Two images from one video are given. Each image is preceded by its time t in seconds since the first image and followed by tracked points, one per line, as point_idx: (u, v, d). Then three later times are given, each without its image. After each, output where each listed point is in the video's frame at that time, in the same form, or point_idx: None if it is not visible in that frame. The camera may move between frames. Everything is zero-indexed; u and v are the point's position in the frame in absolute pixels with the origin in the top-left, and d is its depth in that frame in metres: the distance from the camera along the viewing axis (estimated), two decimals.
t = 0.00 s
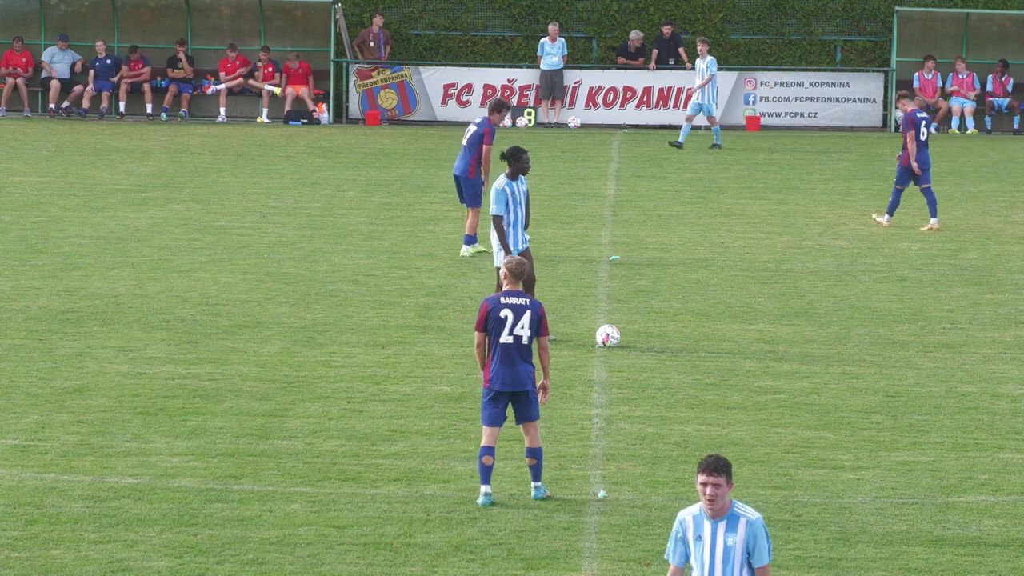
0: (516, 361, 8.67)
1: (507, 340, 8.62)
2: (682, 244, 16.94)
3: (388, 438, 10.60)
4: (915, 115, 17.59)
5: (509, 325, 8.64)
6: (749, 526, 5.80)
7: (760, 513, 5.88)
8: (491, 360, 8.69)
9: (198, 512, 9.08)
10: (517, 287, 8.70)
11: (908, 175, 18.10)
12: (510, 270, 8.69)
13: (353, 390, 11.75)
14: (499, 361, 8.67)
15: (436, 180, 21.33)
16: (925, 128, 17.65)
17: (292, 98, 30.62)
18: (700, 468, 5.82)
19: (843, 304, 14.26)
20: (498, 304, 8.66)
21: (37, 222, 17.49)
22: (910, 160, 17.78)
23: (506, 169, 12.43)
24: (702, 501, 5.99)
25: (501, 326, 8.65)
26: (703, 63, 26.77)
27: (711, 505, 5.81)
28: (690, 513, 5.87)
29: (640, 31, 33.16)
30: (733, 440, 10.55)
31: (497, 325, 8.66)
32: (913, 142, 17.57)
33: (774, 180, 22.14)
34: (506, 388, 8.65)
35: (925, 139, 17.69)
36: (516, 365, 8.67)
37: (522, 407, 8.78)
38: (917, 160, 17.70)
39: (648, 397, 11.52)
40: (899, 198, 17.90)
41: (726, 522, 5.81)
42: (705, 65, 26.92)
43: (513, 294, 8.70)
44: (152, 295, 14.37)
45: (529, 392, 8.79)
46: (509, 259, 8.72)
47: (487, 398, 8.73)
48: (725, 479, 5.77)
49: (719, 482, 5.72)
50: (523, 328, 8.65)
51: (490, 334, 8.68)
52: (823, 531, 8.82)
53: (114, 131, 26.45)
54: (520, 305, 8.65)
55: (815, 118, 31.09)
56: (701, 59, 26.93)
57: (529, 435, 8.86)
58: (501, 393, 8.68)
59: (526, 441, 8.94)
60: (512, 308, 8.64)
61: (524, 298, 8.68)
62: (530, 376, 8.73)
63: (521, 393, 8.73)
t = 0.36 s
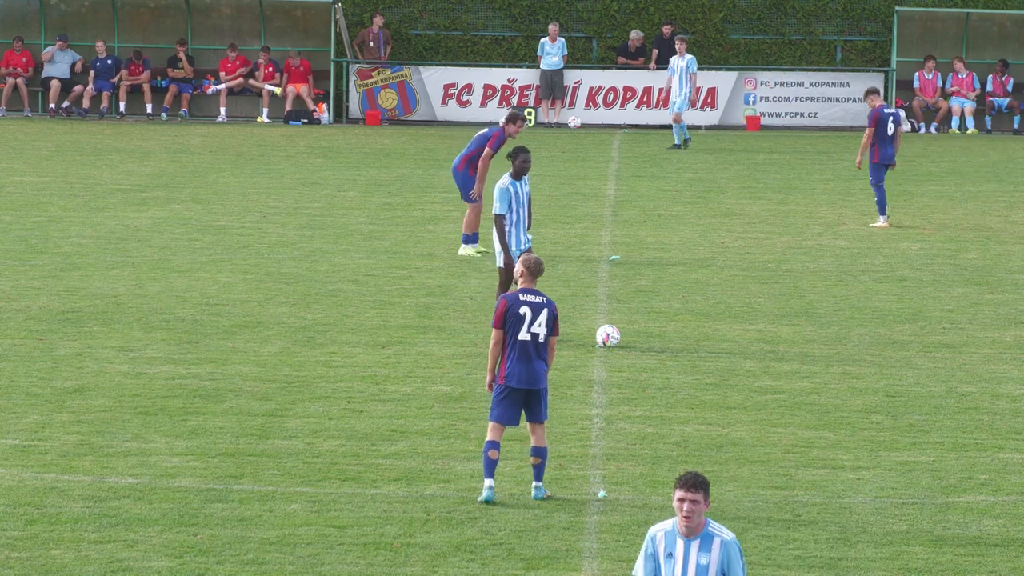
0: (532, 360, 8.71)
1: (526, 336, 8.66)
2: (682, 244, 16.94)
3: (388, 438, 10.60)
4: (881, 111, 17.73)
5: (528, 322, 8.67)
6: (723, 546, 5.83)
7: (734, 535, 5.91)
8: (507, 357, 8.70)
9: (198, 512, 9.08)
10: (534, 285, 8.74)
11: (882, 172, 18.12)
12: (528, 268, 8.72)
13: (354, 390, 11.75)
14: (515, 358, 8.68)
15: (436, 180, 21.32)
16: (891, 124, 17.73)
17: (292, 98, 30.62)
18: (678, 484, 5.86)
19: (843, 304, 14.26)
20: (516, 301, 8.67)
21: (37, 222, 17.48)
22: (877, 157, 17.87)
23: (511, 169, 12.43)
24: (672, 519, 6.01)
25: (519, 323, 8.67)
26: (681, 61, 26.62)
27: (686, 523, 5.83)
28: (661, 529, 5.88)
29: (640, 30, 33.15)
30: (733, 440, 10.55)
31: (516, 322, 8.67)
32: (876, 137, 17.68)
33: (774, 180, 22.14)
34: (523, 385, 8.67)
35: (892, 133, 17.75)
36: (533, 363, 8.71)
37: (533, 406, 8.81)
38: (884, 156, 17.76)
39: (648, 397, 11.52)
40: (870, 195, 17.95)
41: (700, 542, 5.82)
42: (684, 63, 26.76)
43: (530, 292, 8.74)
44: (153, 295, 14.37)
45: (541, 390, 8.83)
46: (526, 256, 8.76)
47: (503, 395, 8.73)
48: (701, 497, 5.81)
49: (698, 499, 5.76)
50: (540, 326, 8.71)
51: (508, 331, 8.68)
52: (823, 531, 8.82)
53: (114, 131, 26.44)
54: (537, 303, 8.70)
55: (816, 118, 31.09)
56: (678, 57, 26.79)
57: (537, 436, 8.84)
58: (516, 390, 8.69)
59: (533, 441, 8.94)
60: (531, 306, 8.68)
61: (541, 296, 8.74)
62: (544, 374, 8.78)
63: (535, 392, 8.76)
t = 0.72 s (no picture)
0: (532, 361, 8.72)
1: (523, 338, 8.66)
2: (683, 244, 16.94)
3: (389, 438, 10.60)
4: (851, 109, 17.99)
5: (526, 323, 8.67)
6: (705, 550, 5.84)
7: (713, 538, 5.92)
8: (506, 358, 8.71)
9: (199, 512, 9.08)
10: (532, 286, 8.73)
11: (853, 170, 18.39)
12: (526, 269, 8.70)
13: (354, 389, 11.75)
14: (514, 359, 8.69)
15: (437, 180, 21.32)
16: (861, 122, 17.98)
17: (293, 97, 30.62)
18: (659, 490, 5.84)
19: (844, 304, 14.26)
20: (514, 302, 8.67)
21: (38, 222, 17.48)
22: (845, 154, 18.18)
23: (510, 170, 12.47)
24: (649, 526, 5.99)
25: (517, 324, 8.67)
26: (666, 65, 26.71)
27: (667, 529, 5.81)
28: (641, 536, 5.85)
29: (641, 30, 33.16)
30: (734, 440, 10.55)
31: (513, 323, 8.67)
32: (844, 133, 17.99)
33: (776, 179, 22.13)
34: (522, 386, 8.68)
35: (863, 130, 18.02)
36: (532, 364, 8.71)
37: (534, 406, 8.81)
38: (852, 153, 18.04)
39: (648, 397, 11.52)
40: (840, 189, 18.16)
41: (683, 547, 5.82)
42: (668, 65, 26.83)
43: (528, 292, 8.72)
44: (153, 295, 14.37)
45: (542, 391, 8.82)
46: (523, 257, 8.74)
47: (502, 397, 8.75)
48: (685, 501, 5.80)
49: (682, 504, 5.76)
50: (539, 327, 8.70)
51: (505, 332, 8.69)
52: (824, 530, 8.82)
53: (115, 130, 26.43)
54: (535, 304, 8.69)
55: (817, 118, 31.08)
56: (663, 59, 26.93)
57: (538, 435, 8.86)
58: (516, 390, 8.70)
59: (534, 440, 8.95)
60: (529, 306, 8.67)
61: (540, 296, 8.72)
62: (544, 374, 8.76)
63: (535, 393, 8.76)
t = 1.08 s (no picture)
0: (524, 362, 8.73)
1: (515, 340, 8.67)
2: (682, 244, 16.94)
3: (388, 438, 10.60)
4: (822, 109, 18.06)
5: (517, 325, 8.67)
6: (675, 565, 5.72)
7: (682, 553, 5.82)
8: (499, 361, 8.73)
9: (198, 512, 9.08)
10: (521, 286, 8.71)
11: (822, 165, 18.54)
12: (514, 270, 8.69)
13: (354, 390, 11.75)
14: (506, 361, 8.71)
15: (436, 180, 21.32)
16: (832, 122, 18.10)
17: (292, 98, 30.63)
18: (623, 506, 5.75)
19: (844, 305, 14.26)
20: (504, 305, 8.67)
21: (37, 222, 17.47)
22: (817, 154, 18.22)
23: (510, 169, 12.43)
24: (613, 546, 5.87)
25: (508, 327, 8.67)
26: (653, 62, 26.51)
27: (634, 544, 5.70)
28: (607, 553, 5.72)
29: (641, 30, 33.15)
30: (733, 440, 10.54)
31: (505, 326, 8.68)
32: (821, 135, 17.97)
33: (775, 180, 22.13)
34: (515, 388, 8.71)
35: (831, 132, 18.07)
36: (524, 365, 8.73)
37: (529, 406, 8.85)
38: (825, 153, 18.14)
39: (648, 397, 11.52)
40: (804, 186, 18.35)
41: (651, 561, 5.69)
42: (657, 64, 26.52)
43: (516, 293, 8.71)
44: (153, 295, 14.37)
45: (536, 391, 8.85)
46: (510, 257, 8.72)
47: (496, 399, 8.79)
48: (650, 515, 5.73)
49: (649, 516, 5.67)
50: (531, 327, 8.69)
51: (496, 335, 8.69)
52: (823, 530, 8.82)
53: (114, 131, 26.42)
54: (525, 305, 8.68)
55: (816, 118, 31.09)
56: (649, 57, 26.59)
57: (535, 433, 8.90)
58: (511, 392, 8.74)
59: (530, 439, 8.99)
60: (518, 308, 8.67)
61: (530, 296, 8.71)
62: (537, 375, 8.78)
63: (529, 394, 8.79)
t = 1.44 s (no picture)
0: (524, 362, 8.76)
1: (518, 341, 8.67)
2: (682, 244, 16.95)
3: (389, 437, 10.60)
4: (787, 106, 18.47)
5: (518, 326, 8.68)
6: (654, 575, 5.75)
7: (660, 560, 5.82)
8: (500, 363, 8.71)
9: (198, 512, 9.08)
10: (517, 287, 8.73)
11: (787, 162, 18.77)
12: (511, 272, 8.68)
13: (354, 390, 11.75)
14: (507, 363, 8.71)
15: (436, 180, 21.33)
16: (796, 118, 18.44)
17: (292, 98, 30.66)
18: (603, 517, 5.71)
19: (843, 305, 14.26)
20: (505, 308, 8.64)
21: (37, 222, 17.47)
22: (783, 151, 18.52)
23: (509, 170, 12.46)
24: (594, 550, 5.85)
25: (510, 329, 8.67)
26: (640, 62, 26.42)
27: (613, 558, 5.69)
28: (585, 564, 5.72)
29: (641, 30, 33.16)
30: (733, 440, 10.55)
31: (506, 328, 8.67)
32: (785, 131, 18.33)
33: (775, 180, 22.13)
34: (517, 388, 8.72)
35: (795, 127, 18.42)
36: (525, 365, 8.75)
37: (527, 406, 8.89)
38: (792, 149, 18.36)
39: (647, 397, 11.52)
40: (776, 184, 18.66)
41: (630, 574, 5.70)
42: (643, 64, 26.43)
43: (515, 295, 8.72)
44: (153, 295, 14.37)
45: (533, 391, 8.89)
46: (506, 259, 8.72)
47: (495, 399, 8.78)
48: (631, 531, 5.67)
49: (630, 533, 5.63)
50: (532, 327, 8.73)
51: (498, 338, 8.66)
52: (823, 530, 8.82)
53: (113, 130, 26.43)
54: (525, 305, 8.70)
55: (816, 117, 31.09)
56: (636, 57, 26.48)
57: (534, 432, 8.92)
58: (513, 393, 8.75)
59: (527, 439, 9.00)
60: (519, 309, 8.67)
61: (528, 297, 8.74)
62: (535, 374, 8.83)
63: (528, 394, 8.83)
